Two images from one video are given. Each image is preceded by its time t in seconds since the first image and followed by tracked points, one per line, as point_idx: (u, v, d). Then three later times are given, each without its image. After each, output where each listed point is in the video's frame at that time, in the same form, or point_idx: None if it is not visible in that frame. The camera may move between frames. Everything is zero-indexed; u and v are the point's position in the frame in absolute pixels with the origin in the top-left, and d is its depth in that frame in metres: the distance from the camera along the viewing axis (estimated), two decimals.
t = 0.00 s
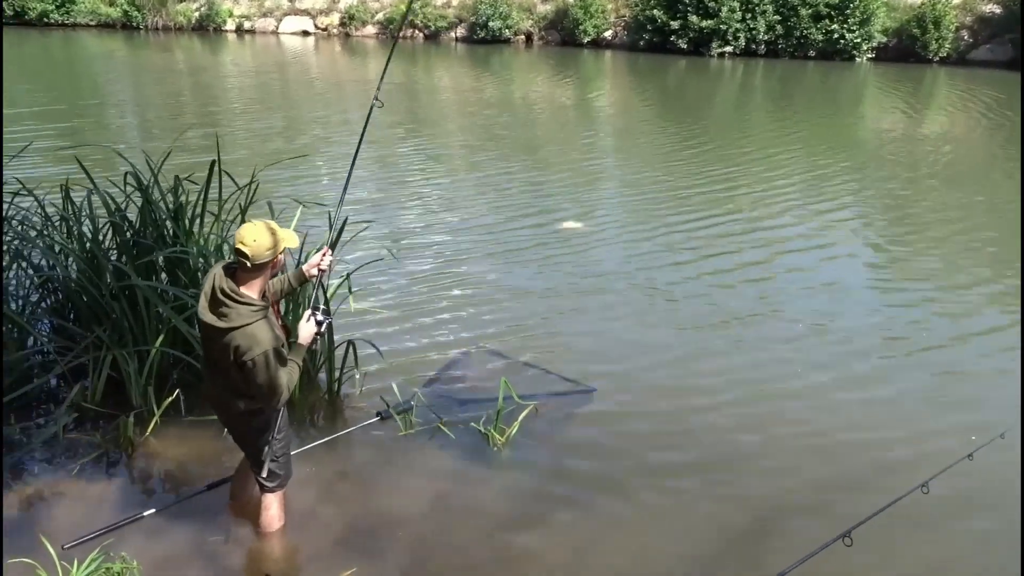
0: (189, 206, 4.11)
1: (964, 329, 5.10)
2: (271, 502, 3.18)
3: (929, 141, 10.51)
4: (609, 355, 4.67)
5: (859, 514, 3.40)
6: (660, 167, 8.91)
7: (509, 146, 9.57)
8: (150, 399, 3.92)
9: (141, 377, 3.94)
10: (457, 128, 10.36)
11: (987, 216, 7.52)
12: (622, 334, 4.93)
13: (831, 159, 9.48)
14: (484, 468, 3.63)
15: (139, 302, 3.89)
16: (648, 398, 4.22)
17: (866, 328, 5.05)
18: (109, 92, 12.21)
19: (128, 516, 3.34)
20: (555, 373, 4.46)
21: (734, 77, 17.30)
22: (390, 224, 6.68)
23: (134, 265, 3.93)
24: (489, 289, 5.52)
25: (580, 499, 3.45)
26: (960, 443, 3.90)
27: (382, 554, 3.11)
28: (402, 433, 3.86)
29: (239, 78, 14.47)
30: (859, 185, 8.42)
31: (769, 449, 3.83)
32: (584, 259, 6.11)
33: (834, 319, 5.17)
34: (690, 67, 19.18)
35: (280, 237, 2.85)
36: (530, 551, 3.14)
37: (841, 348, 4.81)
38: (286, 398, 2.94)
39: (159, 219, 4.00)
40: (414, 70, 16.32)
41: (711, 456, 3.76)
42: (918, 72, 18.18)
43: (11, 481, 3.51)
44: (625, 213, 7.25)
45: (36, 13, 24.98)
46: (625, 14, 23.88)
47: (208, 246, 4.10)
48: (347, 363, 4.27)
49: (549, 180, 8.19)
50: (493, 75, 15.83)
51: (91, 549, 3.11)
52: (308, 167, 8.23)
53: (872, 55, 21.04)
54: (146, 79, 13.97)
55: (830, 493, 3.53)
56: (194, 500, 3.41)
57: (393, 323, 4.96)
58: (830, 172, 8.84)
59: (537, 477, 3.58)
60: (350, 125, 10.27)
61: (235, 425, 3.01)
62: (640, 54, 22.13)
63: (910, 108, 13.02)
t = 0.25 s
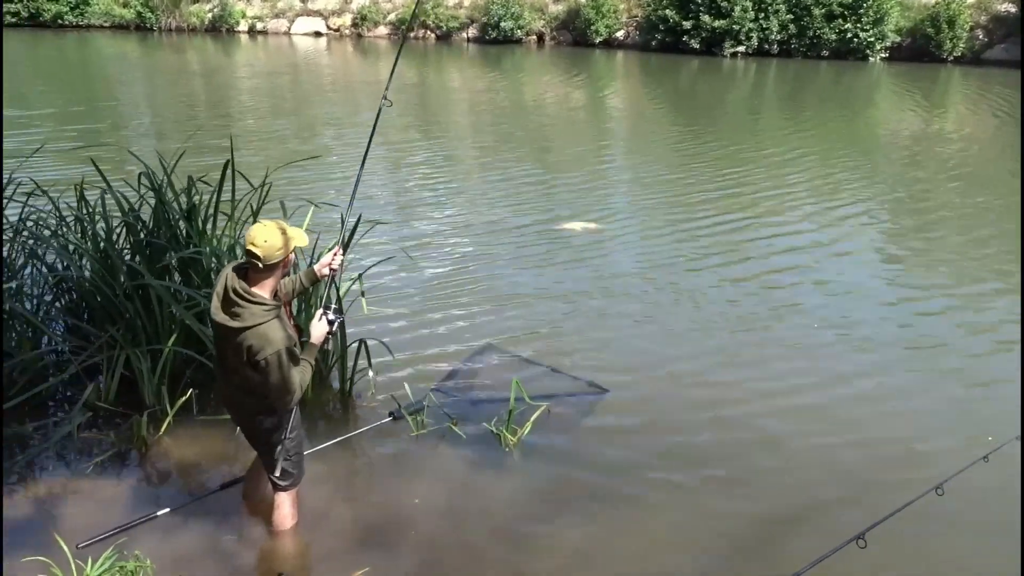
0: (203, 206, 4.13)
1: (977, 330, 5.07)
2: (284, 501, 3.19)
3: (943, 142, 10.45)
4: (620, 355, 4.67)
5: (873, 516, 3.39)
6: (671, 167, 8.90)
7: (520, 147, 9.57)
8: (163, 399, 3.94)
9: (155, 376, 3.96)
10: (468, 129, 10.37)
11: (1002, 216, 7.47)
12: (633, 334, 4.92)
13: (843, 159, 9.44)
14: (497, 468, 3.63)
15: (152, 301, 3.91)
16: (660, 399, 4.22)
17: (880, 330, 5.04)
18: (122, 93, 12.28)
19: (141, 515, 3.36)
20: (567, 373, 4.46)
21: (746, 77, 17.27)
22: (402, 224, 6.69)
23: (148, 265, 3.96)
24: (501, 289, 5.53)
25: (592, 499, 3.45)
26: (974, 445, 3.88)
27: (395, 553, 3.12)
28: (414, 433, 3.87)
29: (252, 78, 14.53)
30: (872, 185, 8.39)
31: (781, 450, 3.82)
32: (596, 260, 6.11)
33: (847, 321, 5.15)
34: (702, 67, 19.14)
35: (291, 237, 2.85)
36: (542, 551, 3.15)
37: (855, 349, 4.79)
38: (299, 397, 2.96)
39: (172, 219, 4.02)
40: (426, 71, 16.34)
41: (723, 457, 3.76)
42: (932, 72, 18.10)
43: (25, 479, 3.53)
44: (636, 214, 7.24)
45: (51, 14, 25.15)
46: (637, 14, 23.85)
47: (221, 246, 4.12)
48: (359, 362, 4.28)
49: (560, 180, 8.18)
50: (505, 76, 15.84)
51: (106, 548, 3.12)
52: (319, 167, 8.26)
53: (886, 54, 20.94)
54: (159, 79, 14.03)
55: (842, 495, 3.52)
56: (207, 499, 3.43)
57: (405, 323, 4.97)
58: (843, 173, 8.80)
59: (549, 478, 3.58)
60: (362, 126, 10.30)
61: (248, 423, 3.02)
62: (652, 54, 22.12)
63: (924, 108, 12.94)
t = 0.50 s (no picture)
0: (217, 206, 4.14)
1: (995, 330, 5.03)
2: (298, 499, 3.20)
3: (959, 140, 10.38)
4: (633, 355, 4.66)
5: (889, 516, 3.36)
6: (685, 166, 8.87)
7: (533, 146, 9.56)
8: (178, 398, 3.95)
9: (169, 375, 3.98)
10: (481, 128, 10.37)
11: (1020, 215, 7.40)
12: (647, 334, 4.91)
13: (859, 158, 9.39)
14: (510, 467, 3.63)
15: (167, 300, 3.93)
16: (674, 399, 4.20)
17: (895, 330, 5.00)
18: (137, 93, 12.36)
19: (156, 513, 3.37)
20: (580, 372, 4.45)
21: (760, 75, 17.19)
22: (415, 223, 6.70)
23: (163, 265, 3.97)
24: (514, 289, 5.52)
25: (606, 499, 3.44)
26: (992, 446, 3.85)
27: (408, 552, 3.12)
28: (427, 432, 3.87)
29: (266, 78, 14.59)
30: (887, 184, 8.33)
31: (796, 449, 3.81)
32: (609, 259, 6.09)
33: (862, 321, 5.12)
34: (716, 66, 19.08)
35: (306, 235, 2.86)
36: (556, 550, 3.14)
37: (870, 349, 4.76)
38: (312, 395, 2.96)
39: (187, 218, 4.04)
40: (439, 70, 16.36)
41: (738, 457, 3.74)
42: (948, 70, 17.99)
43: (42, 477, 3.57)
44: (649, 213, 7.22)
45: (67, 16, 25.32)
46: (650, 13, 23.81)
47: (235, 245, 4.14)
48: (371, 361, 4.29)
49: (573, 179, 8.17)
50: (518, 75, 15.83)
51: (121, 545, 3.14)
52: (332, 167, 8.28)
53: (902, 52, 20.81)
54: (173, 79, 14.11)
55: (858, 495, 3.50)
56: (221, 498, 3.44)
57: (418, 322, 4.97)
58: (858, 172, 8.75)
59: (563, 477, 3.57)
60: (375, 125, 10.32)
61: (261, 421, 3.02)
62: (666, 53, 22.06)
63: (941, 107, 12.85)
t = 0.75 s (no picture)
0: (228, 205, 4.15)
1: (1007, 330, 5.01)
2: (308, 498, 3.21)
3: (972, 140, 10.34)
4: (643, 355, 4.65)
5: (900, 517, 3.36)
6: (694, 165, 8.85)
7: (543, 145, 9.56)
8: (189, 396, 3.97)
9: (180, 373, 3.99)
10: (490, 127, 10.38)
11: None
12: (657, 334, 4.90)
13: (869, 157, 9.36)
14: (521, 466, 3.64)
15: (178, 299, 3.94)
16: (683, 399, 4.20)
17: (906, 330, 4.98)
18: (147, 93, 12.40)
19: (168, 511, 3.39)
20: (590, 372, 4.45)
21: (771, 74, 17.13)
22: (424, 222, 6.71)
23: (175, 264, 3.99)
24: (524, 288, 5.52)
25: (615, 497, 3.45)
26: (1004, 447, 3.84)
27: (419, 550, 3.13)
28: (436, 431, 3.88)
29: (275, 78, 14.63)
30: (899, 184, 8.31)
31: (806, 449, 3.81)
32: (618, 259, 6.09)
33: (873, 321, 5.10)
34: (726, 65, 19.03)
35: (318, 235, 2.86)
36: (566, 550, 3.15)
37: (879, 349, 4.75)
38: (322, 394, 2.97)
39: (198, 217, 4.05)
40: (448, 70, 16.37)
41: (748, 457, 3.74)
42: (960, 68, 17.93)
43: (54, 475, 3.59)
44: (659, 213, 7.21)
45: (79, 16, 25.43)
46: (660, 12, 23.76)
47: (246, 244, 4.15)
48: (381, 360, 4.30)
49: (583, 179, 8.17)
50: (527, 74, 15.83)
51: (134, 543, 3.16)
52: (342, 166, 8.30)
53: (914, 51, 20.74)
54: (184, 79, 14.15)
55: (868, 497, 3.50)
56: (232, 496, 3.45)
57: (428, 321, 4.97)
58: (868, 171, 8.73)
59: (572, 475, 3.59)
60: (384, 125, 10.34)
61: (271, 419, 3.03)
62: (676, 51, 22.04)
63: (952, 105, 12.79)
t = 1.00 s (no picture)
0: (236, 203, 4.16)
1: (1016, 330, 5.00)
2: (315, 496, 3.22)
3: (980, 138, 10.31)
4: (650, 355, 4.64)
5: (907, 518, 3.35)
6: (702, 164, 8.84)
7: (549, 144, 9.56)
8: (196, 394, 3.98)
9: (188, 371, 4.01)
10: (497, 126, 10.39)
11: None
12: (664, 333, 4.90)
13: (877, 156, 9.34)
14: (528, 464, 3.64)
15: (186, 297, 3.96)
16: (690, 399, 4.20)
17: (913, 330, 4.97)
18: (154, 92, 12.43)
19: (176, 509, 3.40)
20: (596, 371, 4.45)
21: (779, 73, 17.10)
22: (431, 221, 6.72)
23: (183, 262, 4.01)
24: (531, 288, 5.53)
25: (622, 496, 3.45)
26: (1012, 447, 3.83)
27: (426, 548, 3.14)
28: (443, 430, 3.88)
29: (282, 77, 14.65)
30: (907, 183, 8.29)
31: (813, 448, 3.80)
32: (625, 258, 6.09)
33: (881, 320, 5.10)
34: (734, 63, 18.99)
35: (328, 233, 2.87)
36: (574, 548, 3.15)
37: (887, 348, 4.74)
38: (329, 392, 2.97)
39: (206, 216, 4.06)
40: (455, 68, 16.38)
41: (755, 457, 3.74)
42: (969, 66, 17.88)
43: (63, 472, 3.61)
44: (666, 212, 7.21)
45: (87, 15, 25.51)
46: (668, 11, 23.71)
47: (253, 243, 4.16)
48: (387, 359, 4.31)
49: (590, 178, 8.17)
50: (534, 73, 15.83)
51: (141, 541, 3.17)
52: (349, 165, 8.31)
53: (922, 49, 20.69)
54: (191, 78, 14.19)
55: (875, 497, 3.49)
56: (240, 494, 3.46)
57: (435, 320, 4.98)
58: (877, 170, 8.71)
59: (579, 474, 3.59)
60: (391, 123, 10.35)
61: (278, 417, 3.04)
62: (684, 50, 21.99)
63: (960, 104, 12.76)
